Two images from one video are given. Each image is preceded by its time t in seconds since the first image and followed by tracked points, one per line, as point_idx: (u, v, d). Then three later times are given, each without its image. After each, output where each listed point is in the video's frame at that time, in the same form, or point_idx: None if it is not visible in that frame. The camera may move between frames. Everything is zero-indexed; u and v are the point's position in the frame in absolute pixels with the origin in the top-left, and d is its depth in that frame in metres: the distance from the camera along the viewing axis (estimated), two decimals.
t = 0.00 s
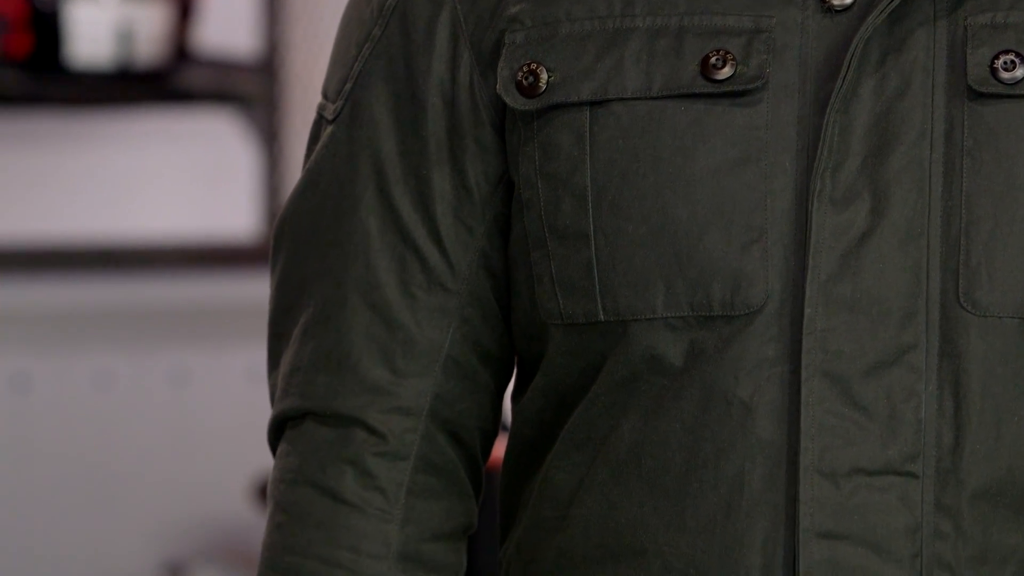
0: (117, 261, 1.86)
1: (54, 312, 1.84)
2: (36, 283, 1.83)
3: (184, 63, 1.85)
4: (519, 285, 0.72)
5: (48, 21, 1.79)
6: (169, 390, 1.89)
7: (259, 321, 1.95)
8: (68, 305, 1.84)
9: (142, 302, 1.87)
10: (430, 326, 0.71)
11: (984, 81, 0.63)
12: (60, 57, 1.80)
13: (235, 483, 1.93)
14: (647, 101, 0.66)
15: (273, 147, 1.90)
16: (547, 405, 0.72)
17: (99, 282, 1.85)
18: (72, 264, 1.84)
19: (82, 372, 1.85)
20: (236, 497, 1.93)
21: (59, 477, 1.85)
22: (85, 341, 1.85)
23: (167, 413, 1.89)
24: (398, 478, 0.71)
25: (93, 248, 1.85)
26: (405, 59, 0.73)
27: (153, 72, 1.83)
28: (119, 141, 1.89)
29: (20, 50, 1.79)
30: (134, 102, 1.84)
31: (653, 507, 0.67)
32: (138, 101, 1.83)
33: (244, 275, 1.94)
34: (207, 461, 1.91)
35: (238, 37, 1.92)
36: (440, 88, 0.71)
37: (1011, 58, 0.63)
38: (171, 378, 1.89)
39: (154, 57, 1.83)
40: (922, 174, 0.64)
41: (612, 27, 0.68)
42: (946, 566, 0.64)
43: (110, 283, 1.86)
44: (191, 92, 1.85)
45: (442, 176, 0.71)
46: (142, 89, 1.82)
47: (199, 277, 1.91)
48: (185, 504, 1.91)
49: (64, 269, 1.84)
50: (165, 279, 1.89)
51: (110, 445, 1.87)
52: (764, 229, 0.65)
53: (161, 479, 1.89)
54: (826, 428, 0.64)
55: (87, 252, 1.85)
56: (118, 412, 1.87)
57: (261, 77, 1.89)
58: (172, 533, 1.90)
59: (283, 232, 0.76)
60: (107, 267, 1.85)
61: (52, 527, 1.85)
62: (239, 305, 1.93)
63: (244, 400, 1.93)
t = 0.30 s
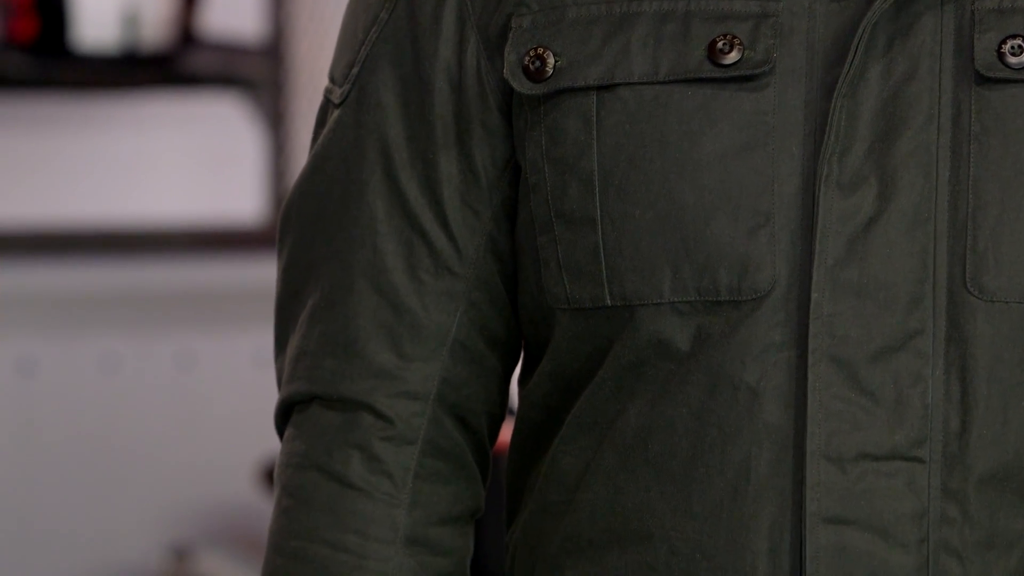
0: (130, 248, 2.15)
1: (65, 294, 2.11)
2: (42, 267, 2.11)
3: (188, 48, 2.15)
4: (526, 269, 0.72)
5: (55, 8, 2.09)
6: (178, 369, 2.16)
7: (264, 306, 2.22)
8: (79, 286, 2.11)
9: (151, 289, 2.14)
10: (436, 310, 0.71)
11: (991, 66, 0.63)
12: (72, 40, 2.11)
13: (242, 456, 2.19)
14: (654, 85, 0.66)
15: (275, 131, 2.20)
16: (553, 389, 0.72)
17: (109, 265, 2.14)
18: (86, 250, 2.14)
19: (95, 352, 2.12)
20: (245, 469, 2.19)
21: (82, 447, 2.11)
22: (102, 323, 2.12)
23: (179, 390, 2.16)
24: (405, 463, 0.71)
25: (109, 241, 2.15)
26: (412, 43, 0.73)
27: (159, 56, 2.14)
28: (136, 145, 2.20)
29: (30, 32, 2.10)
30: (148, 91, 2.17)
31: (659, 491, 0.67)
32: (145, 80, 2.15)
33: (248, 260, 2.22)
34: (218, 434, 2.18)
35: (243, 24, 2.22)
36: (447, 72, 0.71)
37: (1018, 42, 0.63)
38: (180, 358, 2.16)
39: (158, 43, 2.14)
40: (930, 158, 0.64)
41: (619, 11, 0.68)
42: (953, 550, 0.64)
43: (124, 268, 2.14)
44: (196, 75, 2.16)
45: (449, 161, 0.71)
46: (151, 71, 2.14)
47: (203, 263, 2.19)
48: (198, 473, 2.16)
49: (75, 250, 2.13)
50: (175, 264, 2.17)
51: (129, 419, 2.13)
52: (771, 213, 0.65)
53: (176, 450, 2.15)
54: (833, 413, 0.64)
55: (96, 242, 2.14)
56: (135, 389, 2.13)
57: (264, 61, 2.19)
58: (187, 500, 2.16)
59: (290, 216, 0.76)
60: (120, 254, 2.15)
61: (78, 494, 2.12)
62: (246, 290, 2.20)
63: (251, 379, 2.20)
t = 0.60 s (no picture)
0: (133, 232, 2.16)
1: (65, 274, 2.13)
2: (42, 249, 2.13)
3: (193, 32, 2.16)
4: (529, 255, 0.72)
5: None
6: (182, 354, 2.16)
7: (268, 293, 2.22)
8: (80, 267, 2.14)
9: (155, 272, 2.16)
10: (440, 295, 0.71)
11: (994, 51, 0.63)
12: (76, 27, 2.13)
13: (247, 442, 2.20)
14: (657, 71, 0.66)
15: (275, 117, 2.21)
16: (556, 375, 0.72)
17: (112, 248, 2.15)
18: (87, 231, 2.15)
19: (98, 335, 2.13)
20: (249, 454, 2.20)
21: (86, 430, 2.13)
22: (104, 307, 2.13)
23: (183, 375, 2.17)
24: (408, 448, 0.71)
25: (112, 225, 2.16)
26: (416, 27, 0.72)
27: (164, 40, 2.14)
28: (140, 130, 2.21)
29: (34, 20, 2.12)
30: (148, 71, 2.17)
31: (662, 477, 0.67)
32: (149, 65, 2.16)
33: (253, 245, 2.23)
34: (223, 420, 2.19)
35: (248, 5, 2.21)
36: (451, 58, 0.71)
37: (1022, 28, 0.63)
38: (183, 343, 2.16)
39: (163, 27, 2.14)
40: (932, 144, 0.64)
41: None
42: (956, 536, 0.64)
43: (127, 250, 2.16)
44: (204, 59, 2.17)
45: (452, 146, 0.71)
46: (151, 54, 2.15)
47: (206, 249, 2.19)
48: (203, 459, 2.18)
49: (76, 232, 2.14)
50: (176, 248, 2.18)
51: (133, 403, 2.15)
52: (775, 198, 0.65)
53: (180, 434, 2.17)
54: (836, 398, 0.64)
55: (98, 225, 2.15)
56: (139, 372, 2.14)
57: (269, 45, 2.20)
58: (190, 486, 2.18)
59: (294, 202, 0.76)
60: (123, 237, 2.16)
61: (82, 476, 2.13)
62: (250, 277, 2.21)
63: (256, 365, 2.20)
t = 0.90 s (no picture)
0: (139, 220, 2.27)
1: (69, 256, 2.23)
2: (49, 229, 2.22)
3: (197, 18, 2.21)
4: (533, 239, 0.72)
5: None
6: (187, 340, 2.31)
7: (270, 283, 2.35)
8: (85, 254, 2.24)
9: (158, 260, 2.28)
10: (443, 279, 0.71)
11: (999, 36, 0.63)
12: (81, 13, 2.19)
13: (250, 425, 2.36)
14: (660, 56, 0.66)
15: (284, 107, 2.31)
16: (560, 359, 0.72)
17: (121, 234, 2.26)
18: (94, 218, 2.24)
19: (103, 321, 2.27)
20: (251, 438, 2.36)
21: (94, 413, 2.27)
22: (108, 293, 2.26)
23: (188, 361, 2.31)
24: (411, 433, 0.71)
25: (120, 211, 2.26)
26: (419, 12, 0.72)
27: (166, 26, 2.20)
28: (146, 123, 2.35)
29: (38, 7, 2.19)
30: (152, 61, 2.25)
31: (666, 462, 0.67)
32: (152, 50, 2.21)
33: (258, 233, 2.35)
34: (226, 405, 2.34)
35: None
36: (454, 43, 0.71)
37: None
38: (188, 330, 2.31)
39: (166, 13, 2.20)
40: (937, 129, 0.64)
41: None
42: (961, 521, 0.64)
43: (135, 238, 2.27)
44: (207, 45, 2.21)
45: (455, 131, 0.71)
46: (155, 38, 2.20)
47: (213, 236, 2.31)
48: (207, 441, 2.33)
49: (83, 215, 2.23)
50: (180, 233, 2.29)
51: (141, 387, 2.29)
52: (779, 182, 0.64)
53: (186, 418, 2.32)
54: (841, 383, 0.63)
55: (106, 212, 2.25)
56: (146, 358, 2.29)
57: (275, 30, 2.27)
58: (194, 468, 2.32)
59: (297, 185, 0.76)
60: (130, 225, 2.27)
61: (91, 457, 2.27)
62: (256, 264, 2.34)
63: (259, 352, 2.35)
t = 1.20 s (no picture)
0: (149, 202, 2.31)
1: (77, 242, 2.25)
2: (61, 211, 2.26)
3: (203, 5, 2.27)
4: (537, 224, 0.72)
5: None
6: (192, 322, 2.32)
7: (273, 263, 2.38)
8: (91, 242, 2.26)
9: (165, 241, 2.30)
10: (447, 265, 0.71)
11: (1003, 21, 0.63)
12: None
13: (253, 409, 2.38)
14: (664, 41, 0.66)
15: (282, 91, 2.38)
16: (565, 344, 0.72)
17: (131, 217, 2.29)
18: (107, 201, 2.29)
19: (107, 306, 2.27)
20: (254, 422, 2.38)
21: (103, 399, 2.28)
22: (115, 276, 2.27)
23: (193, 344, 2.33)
24: (415, 418, 0.71)
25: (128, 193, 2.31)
26: None
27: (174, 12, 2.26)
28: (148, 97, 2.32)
29: None
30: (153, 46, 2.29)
31: (671, 447, 0.67)
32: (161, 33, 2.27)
33: (264, 217, 2.38)
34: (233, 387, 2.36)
35: None
36: (458, 28, 0.71)
37: None
38: (192, 313, 2.32)
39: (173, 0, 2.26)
40: (942, 113, 0.64)
41: None
42: (966, 506, 0.64)
43: (141, 221, 2.29)
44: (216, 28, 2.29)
45: (459, 116, 0.71)
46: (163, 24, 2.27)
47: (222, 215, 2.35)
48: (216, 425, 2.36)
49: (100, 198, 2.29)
50: (187, 221, 2.31)
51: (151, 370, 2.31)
52: (783, 167, 0.64)
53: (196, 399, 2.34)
54: (846, 367, 0.63)
55: (118, 193, 2.30)
56: (156, 340, 2.31)
57: (279, 17, 2.33)
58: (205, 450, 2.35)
59: (301, 170, 0.76)
60: (139, 207, 2.30)
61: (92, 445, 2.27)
62: (255, 249, 2.36)
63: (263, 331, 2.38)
